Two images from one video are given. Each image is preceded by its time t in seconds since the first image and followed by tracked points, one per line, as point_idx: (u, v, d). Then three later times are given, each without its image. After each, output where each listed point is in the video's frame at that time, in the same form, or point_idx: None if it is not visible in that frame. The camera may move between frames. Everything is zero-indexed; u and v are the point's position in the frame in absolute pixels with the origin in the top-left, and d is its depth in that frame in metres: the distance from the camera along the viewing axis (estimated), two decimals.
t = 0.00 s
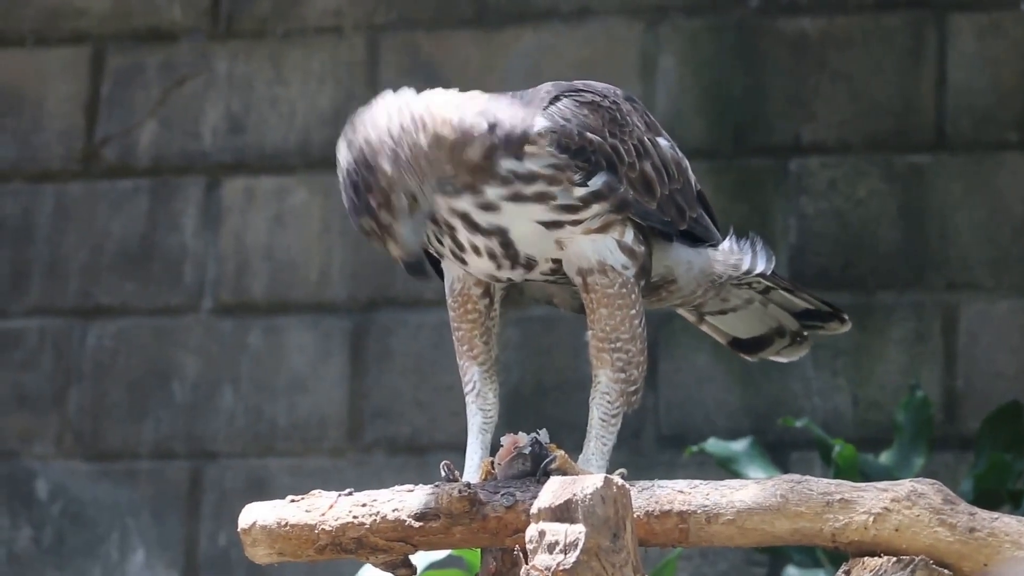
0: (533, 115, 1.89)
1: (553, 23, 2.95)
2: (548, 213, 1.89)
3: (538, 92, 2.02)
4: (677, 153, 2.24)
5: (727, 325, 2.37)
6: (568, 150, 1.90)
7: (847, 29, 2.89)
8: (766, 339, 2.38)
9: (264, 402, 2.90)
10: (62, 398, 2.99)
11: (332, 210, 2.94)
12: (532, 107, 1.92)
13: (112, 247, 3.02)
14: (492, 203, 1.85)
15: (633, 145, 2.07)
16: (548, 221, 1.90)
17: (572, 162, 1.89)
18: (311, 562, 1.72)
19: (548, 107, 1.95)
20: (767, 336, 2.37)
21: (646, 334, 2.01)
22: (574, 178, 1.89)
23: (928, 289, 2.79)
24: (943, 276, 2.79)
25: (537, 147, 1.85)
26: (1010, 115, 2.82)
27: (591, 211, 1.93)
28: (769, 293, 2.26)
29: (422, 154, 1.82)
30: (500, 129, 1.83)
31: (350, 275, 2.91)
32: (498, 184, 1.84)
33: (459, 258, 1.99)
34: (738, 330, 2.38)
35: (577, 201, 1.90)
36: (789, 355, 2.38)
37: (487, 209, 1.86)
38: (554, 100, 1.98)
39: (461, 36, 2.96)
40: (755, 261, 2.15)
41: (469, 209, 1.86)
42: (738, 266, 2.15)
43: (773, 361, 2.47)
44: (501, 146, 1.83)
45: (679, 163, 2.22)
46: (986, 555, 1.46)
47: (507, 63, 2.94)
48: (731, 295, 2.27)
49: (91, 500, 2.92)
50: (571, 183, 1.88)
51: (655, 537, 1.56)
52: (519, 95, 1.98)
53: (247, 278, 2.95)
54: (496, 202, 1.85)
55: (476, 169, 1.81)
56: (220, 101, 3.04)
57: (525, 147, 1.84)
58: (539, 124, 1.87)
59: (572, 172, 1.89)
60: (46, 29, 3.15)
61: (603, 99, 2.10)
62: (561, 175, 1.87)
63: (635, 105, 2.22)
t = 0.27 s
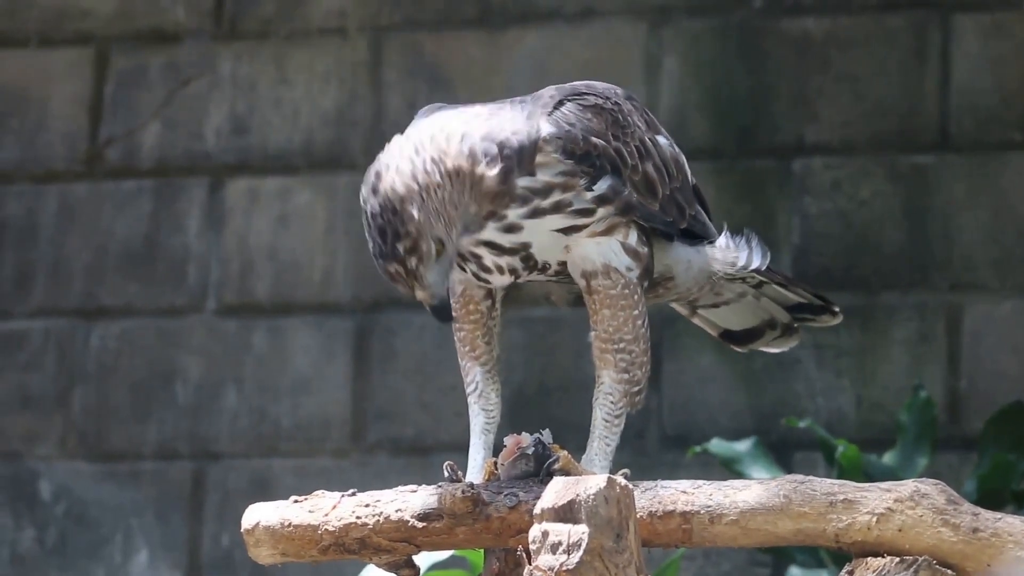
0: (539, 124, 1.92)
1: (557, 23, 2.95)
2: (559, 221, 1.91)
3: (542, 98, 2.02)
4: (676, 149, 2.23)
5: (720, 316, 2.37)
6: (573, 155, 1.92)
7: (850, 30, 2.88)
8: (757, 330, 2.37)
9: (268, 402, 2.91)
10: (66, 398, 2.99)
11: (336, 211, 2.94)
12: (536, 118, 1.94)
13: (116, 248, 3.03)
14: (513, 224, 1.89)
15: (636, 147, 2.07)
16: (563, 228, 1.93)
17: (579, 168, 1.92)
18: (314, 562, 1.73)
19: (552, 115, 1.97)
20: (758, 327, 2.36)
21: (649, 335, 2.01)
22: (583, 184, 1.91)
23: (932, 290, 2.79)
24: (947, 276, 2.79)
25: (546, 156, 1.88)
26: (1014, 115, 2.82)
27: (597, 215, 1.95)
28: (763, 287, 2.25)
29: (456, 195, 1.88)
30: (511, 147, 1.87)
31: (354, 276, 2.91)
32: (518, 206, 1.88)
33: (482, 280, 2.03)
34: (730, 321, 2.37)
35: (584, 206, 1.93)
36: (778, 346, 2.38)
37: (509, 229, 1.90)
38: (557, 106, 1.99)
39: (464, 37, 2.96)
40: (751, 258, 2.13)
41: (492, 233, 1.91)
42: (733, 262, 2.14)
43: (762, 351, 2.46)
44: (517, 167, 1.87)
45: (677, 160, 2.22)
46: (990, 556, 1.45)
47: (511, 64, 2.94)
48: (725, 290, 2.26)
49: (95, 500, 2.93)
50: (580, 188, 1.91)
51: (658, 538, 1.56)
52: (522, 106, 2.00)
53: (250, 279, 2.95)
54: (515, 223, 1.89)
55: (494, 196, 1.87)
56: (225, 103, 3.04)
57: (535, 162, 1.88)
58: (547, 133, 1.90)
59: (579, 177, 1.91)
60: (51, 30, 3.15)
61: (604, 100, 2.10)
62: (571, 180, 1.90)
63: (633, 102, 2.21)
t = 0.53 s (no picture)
0: (541, 142, 1.94)
1: (559, 21, 2.95)
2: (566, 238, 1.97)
3: (540, 110, 2.03)
4: (674, 138, 2.25)
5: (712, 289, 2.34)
6: (574, 168, 1.95)
7: (852, 28, 2.88)
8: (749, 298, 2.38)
9: (269, 400, 2.91)
10: (67, 396, 2.99)
11: (337, 209, 2.94)
12: (535, 134, 1.96)
13: (117, 246, 3.03)
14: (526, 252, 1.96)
15: (636, 148, 2.10)
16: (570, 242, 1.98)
17: (581, 182, 1.96)
18: (314, 560, 1.73)
19: (550, 127, 1.99)
20: (752, 295, 2.37)
21: (650, 334, 2.04)
22: (585, 199, 1.96)
23: (933, 288, 2.79)
24: (948, 275, 2.79)
25: (547, 173, 1.94)
26: (1015, 114, 2.82)
27: (599, 224, 1.99)
28: (758, 261, 2.25)
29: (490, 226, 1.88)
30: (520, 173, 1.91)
31: (355, 274, 2.91)
32: (530, 233, 1.94)
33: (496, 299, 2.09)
34: (722, 292, 2.36)
35: (587, 219, 1.97)
36: (771, 310, 2.40)
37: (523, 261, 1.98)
38: (555, 117, 2.01)
39: (466, 36, 2.96)
40: (749, 240, 2.20)
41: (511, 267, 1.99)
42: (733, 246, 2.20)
43: (753, 313, 2.48)
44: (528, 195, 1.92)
45: (677, 150, 2.24)
46: (990, 554, 1.46)
47: (513, 63, 2.94)
48: (720, 266, 2.24)
49: (95, 498, 2.93)
50: (584, 202, 1.96)
51: (659, 535, 1.57)
52: (521, 119, 2.01)
53: (251, 277, 2.95)
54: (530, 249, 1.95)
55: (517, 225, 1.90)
56: (226, 101, 3.04)
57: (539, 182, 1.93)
58: (550, 152, 1.94)
59: (582, 192, 1.95)
60: (52, 27, 3.15)
61: (601, 101, 2.10)
62: (575, 198, 1.95)
63: (630, 96, 2.22)
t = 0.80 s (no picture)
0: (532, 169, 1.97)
1: (551, 15, 2.94)
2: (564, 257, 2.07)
3: (523, 131, 2.04)
4: (660, 125, 2.25)
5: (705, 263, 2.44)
6: (562, 188, 2.00)
7: (846, 22, 2.87)
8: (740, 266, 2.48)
9: (261, 394, 2.91)
10: (59, 390, 2.99)
11: (330, 203, 2.94)
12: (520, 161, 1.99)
13: (110, 239, 3.03)
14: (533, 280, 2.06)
15: (623, 154, 2.12)
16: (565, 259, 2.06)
17: (570, 202, 2.01)
18: (307, 553, 1.73)
19: (532, 151, 2.00)
20: (745, 263, 2.47)
21: (646, 333, 2.13)
22: (574, 216, 2.02)
23: (926, 282, 2.78)
24: (940, 269, 2.79)
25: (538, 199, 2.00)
26: (1009, 108, 2.81)
27: (591, 237, 2.07)
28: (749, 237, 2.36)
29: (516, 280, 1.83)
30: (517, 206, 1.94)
31: (348, 268, 2.91)
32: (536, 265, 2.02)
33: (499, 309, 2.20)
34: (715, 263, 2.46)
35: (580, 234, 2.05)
36: (765, 274, 2.51)
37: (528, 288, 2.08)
38: (537, 138, 2.02)
39: (459, 29, 2.96)
40: (741, 219, 2.29)
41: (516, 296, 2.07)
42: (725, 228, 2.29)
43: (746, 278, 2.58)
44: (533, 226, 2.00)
45: (665, 138, 2.25)
46: (983, 548, 1.45)
47: (506, 57, 2.94)
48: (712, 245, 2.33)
49: (88, 491, 2.93)
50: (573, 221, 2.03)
51: (652, 530, 1.57)
52: (506, 141, 2.03)
53: (244, 271, 2.95)
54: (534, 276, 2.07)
55: (532, 261, 2.01)
56: (219, 95, 3.04)
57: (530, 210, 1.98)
58: (540, 179, 1.98)
59: (571, 211, 2.02)
60: (44, 20, 3.14)
61: (585, 110, 2.10)
62: (566, 221, 2.02)
63: (611, 92, 2.21)
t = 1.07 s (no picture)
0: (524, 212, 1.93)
1: (547, 12, 2.94)
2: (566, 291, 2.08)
3: (513, 172, 1.98)
4: (651, 114, 2.26)
5: (681, 281, 2.52)
6: (558, 229, 1.98)
7: (842, 19, 2.87)
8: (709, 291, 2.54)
9: (257, 390, 2.91)
10: (54, 386, 2.99)
11: (326, 200, 2.94)
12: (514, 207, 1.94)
13: (106, 236, 3.02)
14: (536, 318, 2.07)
15: (613, 173, 2.11)
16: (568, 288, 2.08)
17: (569, 239, 1.99)
18: (303, 551, 1.71)
19: (525, 196, 1.96)
20: (715, 291, 2.54)
21: (648, 338, 2.24)
22: (574, 252, 2.01)
23: (922, 280, 2.78)
24: (936, 266, 2.78)
25: (536, 247, 1.96)
26: (1005, 105, 2.81)
27: (593, 265, 2.08)
28: (728, 258, 2.44)
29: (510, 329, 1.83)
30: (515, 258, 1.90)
31: (343, 264, 2.91)
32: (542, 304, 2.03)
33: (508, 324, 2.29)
34: (688, 286, 2.53)
35: (579, 268, 2.05)
36: (730, 308, 2.58)
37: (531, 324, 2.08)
38: (528, 182, 1.97)
39: (455, 26, 2.96)
40: (725, 234, 2.34)
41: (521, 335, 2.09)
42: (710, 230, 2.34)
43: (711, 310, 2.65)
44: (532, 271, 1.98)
45: (657, 127, 2.25)
46: (978, 545, 1.45)
47: (501, 54, 2.94)
48: (692, 258, 2.41)
49: (84, 488, 2.93)
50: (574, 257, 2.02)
51: (648, 527, 1.56)
52: (494, 184, 1.98)
53: (240, 268, 2.95)
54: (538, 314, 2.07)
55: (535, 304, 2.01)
56: (215, 91, 3.04)
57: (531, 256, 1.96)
58: (535, 224, 1.94)
59: (570, 247, 2.00)
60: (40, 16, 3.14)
61: (571, 136, 2.06)
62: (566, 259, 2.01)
63: (595, 98, 2.18)
